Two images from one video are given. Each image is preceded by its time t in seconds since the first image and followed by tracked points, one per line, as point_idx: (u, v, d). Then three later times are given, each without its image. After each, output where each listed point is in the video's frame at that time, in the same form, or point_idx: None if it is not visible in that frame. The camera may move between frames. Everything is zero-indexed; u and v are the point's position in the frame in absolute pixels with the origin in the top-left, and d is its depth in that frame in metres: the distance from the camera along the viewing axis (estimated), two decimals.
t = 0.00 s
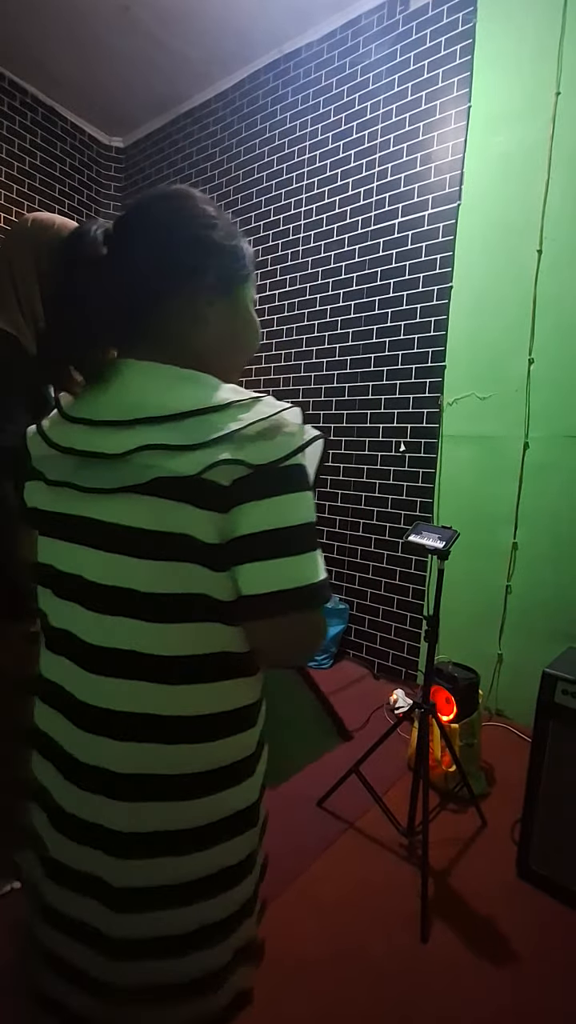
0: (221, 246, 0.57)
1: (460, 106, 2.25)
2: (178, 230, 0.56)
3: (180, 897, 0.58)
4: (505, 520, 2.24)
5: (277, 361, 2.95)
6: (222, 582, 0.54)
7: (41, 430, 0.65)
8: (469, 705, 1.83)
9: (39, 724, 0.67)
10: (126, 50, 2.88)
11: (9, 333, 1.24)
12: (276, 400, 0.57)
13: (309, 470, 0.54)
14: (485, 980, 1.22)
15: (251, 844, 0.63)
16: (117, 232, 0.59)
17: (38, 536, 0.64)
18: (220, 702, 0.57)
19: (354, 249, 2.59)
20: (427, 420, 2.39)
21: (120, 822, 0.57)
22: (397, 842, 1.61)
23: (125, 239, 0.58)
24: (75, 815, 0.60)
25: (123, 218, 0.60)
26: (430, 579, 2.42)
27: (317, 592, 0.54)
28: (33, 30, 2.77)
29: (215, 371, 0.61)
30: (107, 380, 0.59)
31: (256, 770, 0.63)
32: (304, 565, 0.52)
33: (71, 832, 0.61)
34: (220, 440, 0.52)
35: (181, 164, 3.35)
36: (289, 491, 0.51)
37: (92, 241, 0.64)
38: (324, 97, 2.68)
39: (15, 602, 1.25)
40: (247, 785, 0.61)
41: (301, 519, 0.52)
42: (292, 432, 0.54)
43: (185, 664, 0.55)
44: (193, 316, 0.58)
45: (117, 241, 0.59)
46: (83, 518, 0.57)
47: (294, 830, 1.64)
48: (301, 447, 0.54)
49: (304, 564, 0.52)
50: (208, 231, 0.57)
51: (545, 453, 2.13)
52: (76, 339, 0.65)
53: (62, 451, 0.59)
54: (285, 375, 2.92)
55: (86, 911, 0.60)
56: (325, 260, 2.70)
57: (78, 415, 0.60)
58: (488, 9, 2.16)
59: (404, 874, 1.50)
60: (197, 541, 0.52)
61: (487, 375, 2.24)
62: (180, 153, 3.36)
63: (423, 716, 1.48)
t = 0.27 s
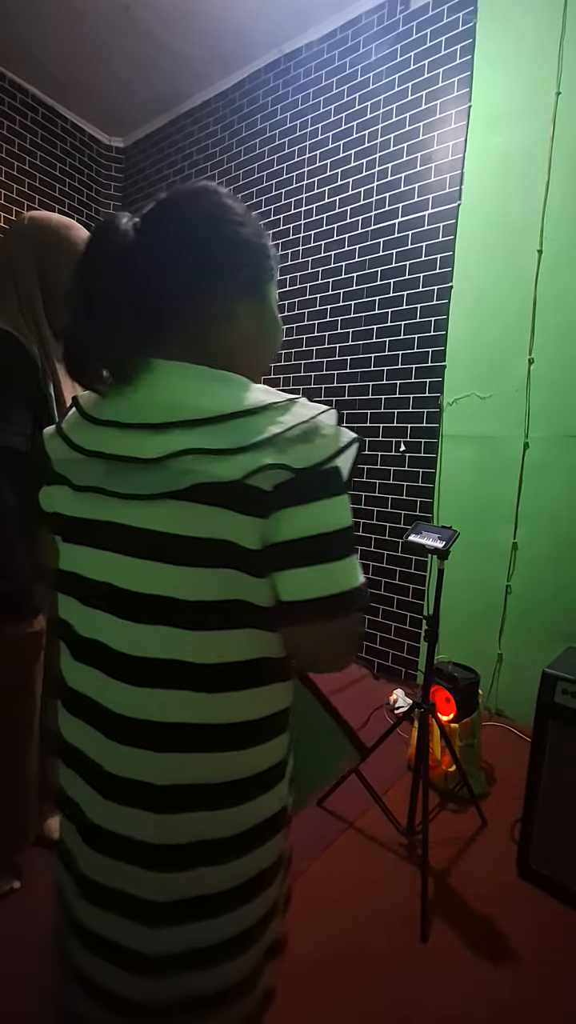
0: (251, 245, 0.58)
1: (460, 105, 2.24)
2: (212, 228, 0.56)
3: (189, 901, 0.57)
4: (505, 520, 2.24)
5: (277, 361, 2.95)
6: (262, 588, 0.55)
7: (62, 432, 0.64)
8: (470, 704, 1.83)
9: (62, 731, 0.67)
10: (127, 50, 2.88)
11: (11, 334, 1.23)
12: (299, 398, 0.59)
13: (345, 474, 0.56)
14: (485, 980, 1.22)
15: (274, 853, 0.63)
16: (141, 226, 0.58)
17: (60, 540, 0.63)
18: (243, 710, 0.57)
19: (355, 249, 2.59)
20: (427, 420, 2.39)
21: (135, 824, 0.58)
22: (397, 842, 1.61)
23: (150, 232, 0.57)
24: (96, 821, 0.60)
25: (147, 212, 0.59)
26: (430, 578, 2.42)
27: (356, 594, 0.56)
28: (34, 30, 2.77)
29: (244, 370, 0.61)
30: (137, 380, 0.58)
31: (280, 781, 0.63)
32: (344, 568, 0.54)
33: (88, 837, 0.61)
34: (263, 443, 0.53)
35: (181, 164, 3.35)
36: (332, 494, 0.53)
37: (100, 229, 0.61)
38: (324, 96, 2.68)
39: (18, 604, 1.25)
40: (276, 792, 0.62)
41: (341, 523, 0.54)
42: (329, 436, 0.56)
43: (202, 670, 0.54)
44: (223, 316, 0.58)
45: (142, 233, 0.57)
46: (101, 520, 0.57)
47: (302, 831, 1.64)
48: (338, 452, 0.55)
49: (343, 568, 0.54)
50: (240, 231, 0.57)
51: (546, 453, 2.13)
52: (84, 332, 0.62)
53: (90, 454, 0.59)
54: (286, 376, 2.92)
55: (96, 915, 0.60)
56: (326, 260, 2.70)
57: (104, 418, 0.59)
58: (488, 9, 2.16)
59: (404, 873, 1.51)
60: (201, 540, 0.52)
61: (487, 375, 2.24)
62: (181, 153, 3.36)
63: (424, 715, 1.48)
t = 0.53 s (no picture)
0: (284, 246, 0.58)
1: (460, 105, 2.25)
2: (249, 228, 0.56)
3: (201, 911, 0.57)
4: (505, 520, 2.24)
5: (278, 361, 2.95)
6: (300, 598, 0.56)
7: (79, 434, 0.63)
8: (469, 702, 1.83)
9: (84, 746, 0.66)
10: (126, 50, 2.88)
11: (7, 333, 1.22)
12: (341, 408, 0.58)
13: (380, 484, 0.57)
14: (484, 980, 1.22)
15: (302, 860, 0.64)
16: (175, 221, 0.57)
17: (80, 547, 0.63)
18: (268, 723, 0.57)
19: (355, 249, 2.59)
20: (427, 420, 2.39)
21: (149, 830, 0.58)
22: (395, 842, 1.61)
23: (185, 228, 0.56)
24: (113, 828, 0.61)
25: (178, 207, 0.58)
26: (430, 578, 2.42)
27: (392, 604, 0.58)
28: (34, 30, 2.77)
29: (271, 371, 0.62)
30: (166, 383, 0.57)
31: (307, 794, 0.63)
32: (380, 579, 0.56)
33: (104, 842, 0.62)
34: (306, 453, 0.52)
35: (180, 164, 3.35)
36: (370, 504, 0.55)
37: (128, 221, 0.60)
38: (323, 96, 2.68)
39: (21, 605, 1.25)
40: (301, 803, 0.62)
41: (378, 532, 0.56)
42: (365, 445, 0.55)
43: (223, 681, 0.55)
44: (253, 316, 0.58)
45: (177, 229, 0.56)
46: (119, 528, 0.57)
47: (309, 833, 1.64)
48: (374, 461, 0.55)
49: (379, 578, 0.56)
50: (272, 232, 0.57)
51: (545, 454, 2.13)
52: (112, 327, 0.60)
53: (115, 460, 0.58)
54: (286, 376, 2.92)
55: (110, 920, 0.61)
56: (326, 260, 2.70)
57: (132, 420, 0.58)
58: (488, 9, 2.16)
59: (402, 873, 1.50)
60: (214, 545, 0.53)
61: (487, 375, 2.24)
62: (180, 153, 3.36)
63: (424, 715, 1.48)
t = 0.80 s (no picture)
0: (309, 253, 0.59)
1: (460, 105, 2.24)
2: (278, 235, 0.57)
3: (202, 920, 0.59)
4: (505, 520, 2.24)
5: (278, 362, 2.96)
6: (324, 608, 0.56)
7: (89, 436, 0.63)
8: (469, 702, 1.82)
9: (96, 757, 0.66)
10: (127, 49, 2.88)
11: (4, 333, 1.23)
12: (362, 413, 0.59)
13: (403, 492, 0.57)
14: (484, 980, 1.23)
15: (309, 882, 0.64)
16: (202, 222, 0.57)
17: (90, 556, 0.63)
18: (276, 741, 0.57)
19: (355, 248, 2.59)
20: (427, 420, 2.40)
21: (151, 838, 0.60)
22: (396, 841, 1.61)
23: (214, 230, 0.56)
24: (117, 837, 0.63)
25: (204, 207, 0.58)
26: (430, 579, 2.42)
27: (414, 618, 0.57)
28: (34, 30, 2.77)
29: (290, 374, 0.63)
30: (186, 388, 0.57)
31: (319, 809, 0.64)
32: (406, 589, 0.56)
33: (109, 850, 0.64)
34: (334, 462, 0.53)
35: (180, 163, 3.35)
36: (396, 513, 0.55)
37: (149, 218, 0.59)
38: (324, 95, 2.68)
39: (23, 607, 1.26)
40: (313, 818, 0.63)
41: (402, 542, 0.56)
42: (389, 453, 0.56)
43: (238, 699, 0.55)
44: (275, 321, 0.59)
45: (204, 230, 0.56)
46: (129, 539, 0.58)
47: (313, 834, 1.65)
48: (398, 469, 0.56)
49: (406, 588, 0.56)
50: (298, 240, 0.58)
51: (546, 454, 2.13)
52: (131, 326, 0.60)
53: (134, 466, 0.58)
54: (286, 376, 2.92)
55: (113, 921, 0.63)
56: (326, 260, 2.70)
57: (154, 425, 0.58)
58: (488, 9, 2.16)
59: (401, 874, 1.50)
60: (219, 554, 0.53)
61: (488, 375, 2.24)
62: (180, 152, 3.36)
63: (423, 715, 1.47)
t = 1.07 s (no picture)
0: (319, 257, 0.60)
1: (460, 105, 2.24)
2: (290, 239, 0.57)
3: (209, 922, 0.59)
4: (505, 520, 2.24)
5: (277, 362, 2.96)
6: (337, 612, 0.57)
7: (96, 437, 0.63)
8: (467, 703, 1.81)
9: (98, 753, 0.66)
10: (127, 50, 2.88)
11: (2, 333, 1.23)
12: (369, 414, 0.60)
13: (414, 498, 0.58)
14: (484, 980, 1.22)
15: (316, 884, 0.64)
16: (215, 223, 0.57)
17: (97, 560, 0.63)
18: (281, 744, 0.57)
19: (355, 248, 2.59)
20: (427, 420, 2.39)
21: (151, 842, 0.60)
22: (396, 842, 1.61)
23: (227, 231, 0.56)
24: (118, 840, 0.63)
25: (216, 207, 0.58)
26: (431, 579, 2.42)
27: (423, 619, 0.59)
28: (35, 30, 2.77)
29: (296, 376, 0.64)
30: (201, 392, 0.57)
31: (325, 813, 0.64)
32: (418, 593, 0.58)
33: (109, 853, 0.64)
34: (349, 468, 0.54)
35: (180, 164, 3.35)
36: (408, 518, 0.57)
37: (160, 215, 0.58)
38: (324, 95, 2.68)
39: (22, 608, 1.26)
40: (320, 821, 0.63)
41: (413, 547, 0.57)
42: (402, 459, 0.57)
43: (243, 700, 0.55)
44: (288, 329, 0.60)
45: (218, 231, 0.56)
46: (133, 543, 0.58)
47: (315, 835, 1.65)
48: (411, 475, 0.57)
49: (418, 593, 0.58)
50: (312, 248, 0.59)
51: (546, 454, 2.13)
52: (141, 326, 0.59)
53: (146, 471, 0.58)
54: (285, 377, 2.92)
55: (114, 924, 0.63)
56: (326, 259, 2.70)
57: (164, 429, 0.58)
58: (488, 9, 2.16)
59: (402, 876, 1.49)
60: (223, 556, 0.54)
61: (487, 375, 2.24)
62: (180, 152, 3.36)
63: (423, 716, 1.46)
